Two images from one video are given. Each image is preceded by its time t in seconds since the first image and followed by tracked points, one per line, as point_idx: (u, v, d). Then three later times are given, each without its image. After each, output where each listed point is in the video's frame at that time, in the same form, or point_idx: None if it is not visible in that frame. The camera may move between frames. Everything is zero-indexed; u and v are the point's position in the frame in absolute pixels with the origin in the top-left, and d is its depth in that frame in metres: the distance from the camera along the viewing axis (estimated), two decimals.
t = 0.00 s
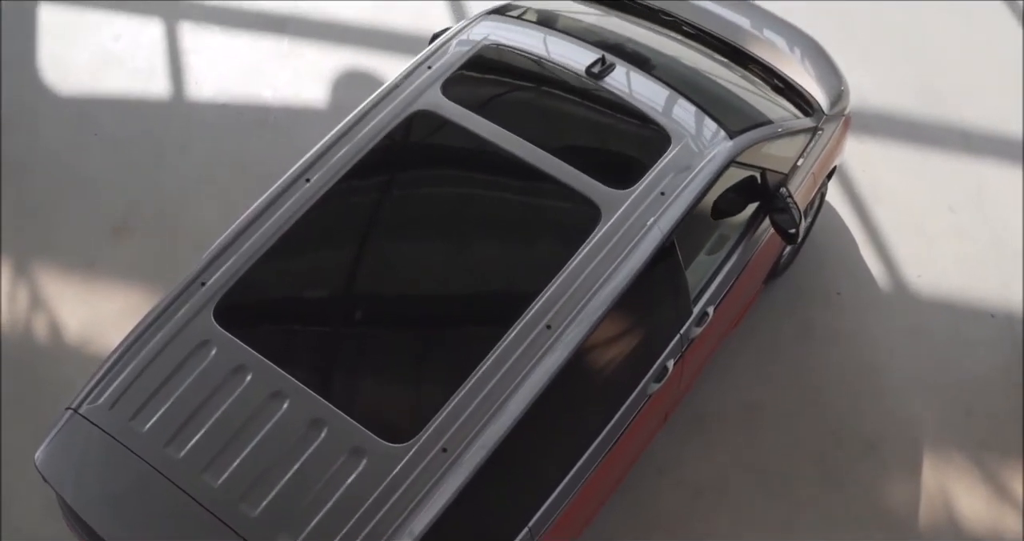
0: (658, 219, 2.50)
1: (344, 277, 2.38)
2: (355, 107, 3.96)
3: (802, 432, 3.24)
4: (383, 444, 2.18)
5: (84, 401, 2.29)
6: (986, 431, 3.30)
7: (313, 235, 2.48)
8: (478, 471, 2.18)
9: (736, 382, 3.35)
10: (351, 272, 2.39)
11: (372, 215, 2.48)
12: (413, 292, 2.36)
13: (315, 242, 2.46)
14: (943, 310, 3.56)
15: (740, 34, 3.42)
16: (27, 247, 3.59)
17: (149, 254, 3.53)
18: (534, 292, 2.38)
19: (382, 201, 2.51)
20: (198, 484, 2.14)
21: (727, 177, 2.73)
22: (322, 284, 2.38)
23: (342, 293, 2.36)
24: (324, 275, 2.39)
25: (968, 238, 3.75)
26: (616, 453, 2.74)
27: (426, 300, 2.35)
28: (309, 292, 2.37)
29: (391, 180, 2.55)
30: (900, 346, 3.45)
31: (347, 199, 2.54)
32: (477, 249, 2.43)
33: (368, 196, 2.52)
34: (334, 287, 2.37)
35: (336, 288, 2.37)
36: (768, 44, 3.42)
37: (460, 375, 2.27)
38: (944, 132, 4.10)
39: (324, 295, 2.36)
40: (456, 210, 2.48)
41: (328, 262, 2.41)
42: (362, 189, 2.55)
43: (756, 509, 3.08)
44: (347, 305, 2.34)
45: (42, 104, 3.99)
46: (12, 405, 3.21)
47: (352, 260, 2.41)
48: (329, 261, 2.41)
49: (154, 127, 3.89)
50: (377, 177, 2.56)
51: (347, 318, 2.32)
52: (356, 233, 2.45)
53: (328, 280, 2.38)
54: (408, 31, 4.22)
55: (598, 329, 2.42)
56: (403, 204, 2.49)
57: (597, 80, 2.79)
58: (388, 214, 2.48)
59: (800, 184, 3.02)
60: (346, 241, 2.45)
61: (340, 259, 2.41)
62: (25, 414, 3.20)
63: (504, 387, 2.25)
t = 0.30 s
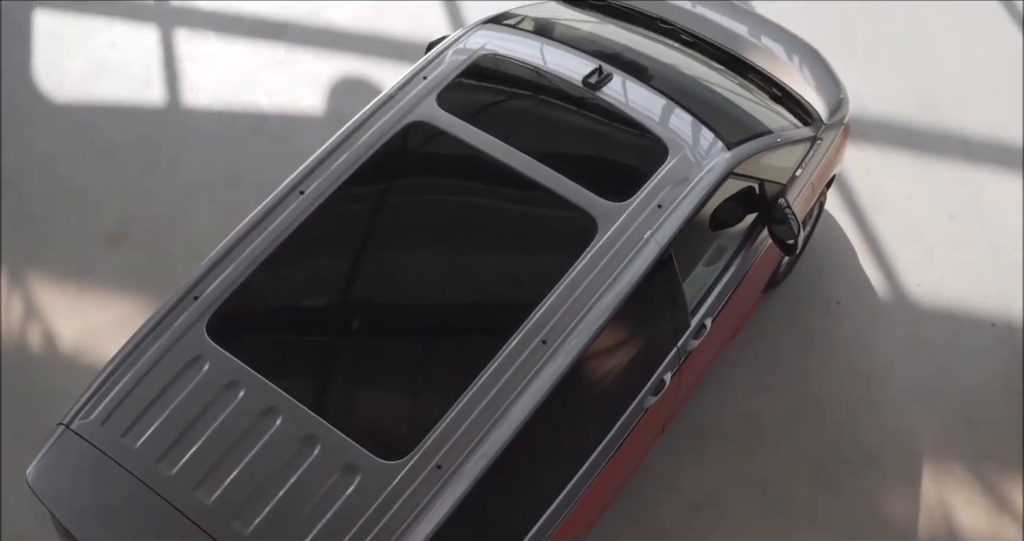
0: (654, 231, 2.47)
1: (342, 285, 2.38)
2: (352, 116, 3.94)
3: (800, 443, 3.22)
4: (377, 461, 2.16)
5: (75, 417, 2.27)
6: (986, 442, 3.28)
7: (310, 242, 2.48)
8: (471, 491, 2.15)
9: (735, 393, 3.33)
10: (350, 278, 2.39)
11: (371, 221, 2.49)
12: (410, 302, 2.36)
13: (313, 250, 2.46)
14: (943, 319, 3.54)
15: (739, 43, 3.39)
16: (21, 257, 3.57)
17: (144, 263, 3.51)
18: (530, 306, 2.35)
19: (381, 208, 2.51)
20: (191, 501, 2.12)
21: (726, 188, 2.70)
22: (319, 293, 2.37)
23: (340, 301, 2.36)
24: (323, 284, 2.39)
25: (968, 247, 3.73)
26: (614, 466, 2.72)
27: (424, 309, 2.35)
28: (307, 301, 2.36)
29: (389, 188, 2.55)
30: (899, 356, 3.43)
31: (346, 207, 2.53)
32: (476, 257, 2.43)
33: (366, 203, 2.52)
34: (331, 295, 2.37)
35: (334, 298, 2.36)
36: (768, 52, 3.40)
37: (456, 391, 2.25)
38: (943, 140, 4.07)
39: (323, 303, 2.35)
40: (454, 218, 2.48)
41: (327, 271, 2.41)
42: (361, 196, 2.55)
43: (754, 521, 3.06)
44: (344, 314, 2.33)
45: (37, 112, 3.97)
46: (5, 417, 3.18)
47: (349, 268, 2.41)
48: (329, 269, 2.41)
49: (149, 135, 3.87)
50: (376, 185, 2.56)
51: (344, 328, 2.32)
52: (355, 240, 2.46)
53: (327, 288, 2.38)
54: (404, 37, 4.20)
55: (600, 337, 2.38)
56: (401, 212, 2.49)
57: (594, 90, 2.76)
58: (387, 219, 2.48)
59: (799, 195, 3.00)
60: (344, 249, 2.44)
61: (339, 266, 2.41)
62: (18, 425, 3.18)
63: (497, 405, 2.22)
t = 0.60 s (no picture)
0: (650, 244, 2.44)
1: (337, 292, 2.38)
2: (348, 124, 3.91)
3: (797, 454, 3.20)
4: (369, 478, 2.14)
5: (65, 434, 2.25)
6: (983, 454, 3.26)
7: (308, 248, 2.48)
8: (464, 509, 2.13)
9: (731, 404, 3.31)
10: (345, 285, 2.39)
11: (366, 229, 2.48)
12: (409, 307, 2.36)
13: (310, 258, 2.45)
14: (941, 329, 3.52)
15: (736, 52, 3.35)
16: (14, 266, 3.55)
17: (138, 272, 3.49)
18: (524, 320, 2.33)
19: (377, 216, 2.50)
20: (181, 519, 2.11)
21: (722, 201, 2.68)
22: (314, 302, 2.37)
23: (336, 310, 2.35)
24: (321, 291, 2.39)
25: (966, 256, 3.71)
26: (610, 479, 2.71)
27: (422, 316, 2.34)
28: (302, 310, 2.36)
29: (385, 196, 2.54)
30: (897, 367, 3.41)
31: (343, 214, 2.52)
32: (474, 261, 2.42)
33: (364, 210, 2.52)
34: (327, 305, 2.36)
35: (329, 306, 2.36)
36: (766, 61, 3.36)
37: (450, 407, 2.23)
38: (941, 147, 4.05)
39: (318, 312, 2.35)
40: (451, 227, 2.48)
41: (324, 279, 2.41)
42: (360, 202, 2.54)
43: (750, 533, 3.05)
44: (340, 322, 2.33)
45: (32, 120, 3.96)
46: None
47: (347, 275, 2.41)
48: (326, 277, 2.41)
49: (144, 143, 3.85)
50: (374, 193, 2.55)
51: (339, 337, 2.31)
52: (353, 247, 2.46)
53: (324, 296, 2.38)
54: (399, 44, 4.18)
55: (600, 346, 2.36)
56: (397, 221, 2.49)
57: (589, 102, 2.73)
58: (384, 226, 2.48)
59: (796, 206, 3.00)
60: (344, 253, 2.45)
61: (336, 273, 2.41)
62: (10, 437, 3.16)
63: (489, 423, 2.20)
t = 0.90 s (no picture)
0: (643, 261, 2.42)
1: (334, 301, 2.37)
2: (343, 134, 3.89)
3: (793, 468, 3.18)
4: (358, 499, 2.12)
5: (53, 452, 2.23)
6: (980, 468, 3.24)
7: (305, 257, 2.47)
8: (453, 531, 2.10)
9: (727, 417, 3.29)
10: (341, 293, 2.38)
11: (363, 238, 2.47)
12: (404, 318, 2.34)
13: (308, 265, 2.45)
14: (939, 341, 3.50)
15: (733, 62, 3.33)
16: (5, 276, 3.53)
17: (130, 283, 3.48)
18: (515, 339, 2.31)
19: (374, 223, 2.49)
20: None
21: (717, 216, 2.65)
22: (309, 311, 2.36)
23: (330, 319, 2.34)
24: (319, 299, 2.38)
25: (965, 268, 3.69)
26: (605, 495, 2.67)
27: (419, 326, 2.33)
28: (297, 320, 2.35)
29: (381, 205, 2.53)
30: (894, 380, 3.39)
31: (341, 222, 2.51)
32: (470, 271, 2.41)
33: (361, 218, 2.51)
34: (322, 313, 2.35)
35: (324, 314, 2.35)
36: (763, 71, 3.34)
37: (441, 426, 2.21)
38: (940, 157, 4.03)
39: (313, 322, 2.34)
40: (447, 237, 2.46)
41: (320, 287, 2.40)
42: (357, 210, 2.53)
43: None
44: (335, 332, 2.32)
45: (25, 129, 3.95)
46: None
47: (343, 282, 2.40)
48: (322, 285, 2.40)
49: (137, 152, 3.84)
50: (370, 202, 2.54)
51: (334, 347, 2.30)
52: (348, 254, 2.44)
53: (320, 305, 2.36)
54: (395, 53, 4.16)
55: (597, 358, 2.34)
56: (392, 232, 2.47)
57: (583, 114, 2.71)
58: (380, 235, 2.47)
59: (792, 218, 2.99)
60: (342, 258, 2.44)
61: (332, 281, 2.40)
62: None
63: (479, 445, 2.17)
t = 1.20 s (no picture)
0: (637, 275, 2.40)
1: (329, 311, 2.36)
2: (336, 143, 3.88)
3: (788, 480, 3.17)
4: (348, 517, 2.11)
5: (41, 469, 2.22)
6: (978, 480, 3.22)
7: (301, 264, 2.46)
8: None
9: (722, 428, 3.28)
10: (337, 302, 2.37)
11: (359, 247, 2.46)
12: (397, 329, 2.33)
13: (305, 272, 2.44)
14: (935, 351, 3.48)
15: (729, 70, 3.31)
16: None
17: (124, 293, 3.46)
18: (506, 354, 2.29)
19: (370, 232, 2.48)
20: None
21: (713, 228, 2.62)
22: (306, 319, 2.35)
23: (324, 328, 2.33)
24: (313, 308, 2.37)
25: (963, 277, 3.67)
26: (598, 509, 2.65)
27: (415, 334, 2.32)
28: (293, 329, 2.34)
29: (377, 213, 2.52)
30: (890, 390, 3.37)
31: (338, 229, 2.50)
32: (463, 282, 2.39)
33: (356, 226, 2.50)
34: (319, 321, 2.34)
35: (319, 324, 2.34)
36: (759, 80, 3.32)
37: (432, 443, 2.19)
38: (937, 165, 4.01)
39: (307, 331, 2.33)
40: (442, 247, 2.44)
41: (318, 294, 2.39)
42: (352, 218, 2.52)
43: None
44: (329, 343, 2.30)
45: (18, 136, 3.93)
46: None
47: (338, 290, 2.39)
48: (318, 293, 2.39)
49: (131, 160, 3.83)
50: (366, 209, 2.53)
51: (329, 356, 2.29)
52: (344, 262, 2.44)
53: (314, 314, 2.35)
54: (389, 60, 4.15)
55: (593, 369, 2.33)
56: (387, 242, 2.46)
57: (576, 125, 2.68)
58: (374, 245, 2.46)
59: (787, 229, 2.96)
60: (337, 266, 2.43)
61: (327, 290, 2.39)
62: None
63: (470, 462, 2.15)
